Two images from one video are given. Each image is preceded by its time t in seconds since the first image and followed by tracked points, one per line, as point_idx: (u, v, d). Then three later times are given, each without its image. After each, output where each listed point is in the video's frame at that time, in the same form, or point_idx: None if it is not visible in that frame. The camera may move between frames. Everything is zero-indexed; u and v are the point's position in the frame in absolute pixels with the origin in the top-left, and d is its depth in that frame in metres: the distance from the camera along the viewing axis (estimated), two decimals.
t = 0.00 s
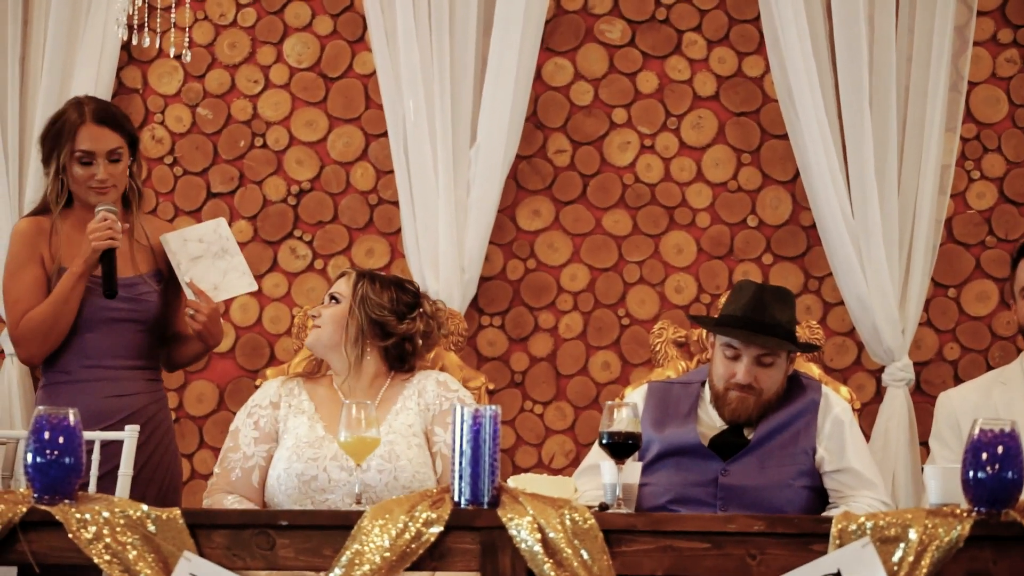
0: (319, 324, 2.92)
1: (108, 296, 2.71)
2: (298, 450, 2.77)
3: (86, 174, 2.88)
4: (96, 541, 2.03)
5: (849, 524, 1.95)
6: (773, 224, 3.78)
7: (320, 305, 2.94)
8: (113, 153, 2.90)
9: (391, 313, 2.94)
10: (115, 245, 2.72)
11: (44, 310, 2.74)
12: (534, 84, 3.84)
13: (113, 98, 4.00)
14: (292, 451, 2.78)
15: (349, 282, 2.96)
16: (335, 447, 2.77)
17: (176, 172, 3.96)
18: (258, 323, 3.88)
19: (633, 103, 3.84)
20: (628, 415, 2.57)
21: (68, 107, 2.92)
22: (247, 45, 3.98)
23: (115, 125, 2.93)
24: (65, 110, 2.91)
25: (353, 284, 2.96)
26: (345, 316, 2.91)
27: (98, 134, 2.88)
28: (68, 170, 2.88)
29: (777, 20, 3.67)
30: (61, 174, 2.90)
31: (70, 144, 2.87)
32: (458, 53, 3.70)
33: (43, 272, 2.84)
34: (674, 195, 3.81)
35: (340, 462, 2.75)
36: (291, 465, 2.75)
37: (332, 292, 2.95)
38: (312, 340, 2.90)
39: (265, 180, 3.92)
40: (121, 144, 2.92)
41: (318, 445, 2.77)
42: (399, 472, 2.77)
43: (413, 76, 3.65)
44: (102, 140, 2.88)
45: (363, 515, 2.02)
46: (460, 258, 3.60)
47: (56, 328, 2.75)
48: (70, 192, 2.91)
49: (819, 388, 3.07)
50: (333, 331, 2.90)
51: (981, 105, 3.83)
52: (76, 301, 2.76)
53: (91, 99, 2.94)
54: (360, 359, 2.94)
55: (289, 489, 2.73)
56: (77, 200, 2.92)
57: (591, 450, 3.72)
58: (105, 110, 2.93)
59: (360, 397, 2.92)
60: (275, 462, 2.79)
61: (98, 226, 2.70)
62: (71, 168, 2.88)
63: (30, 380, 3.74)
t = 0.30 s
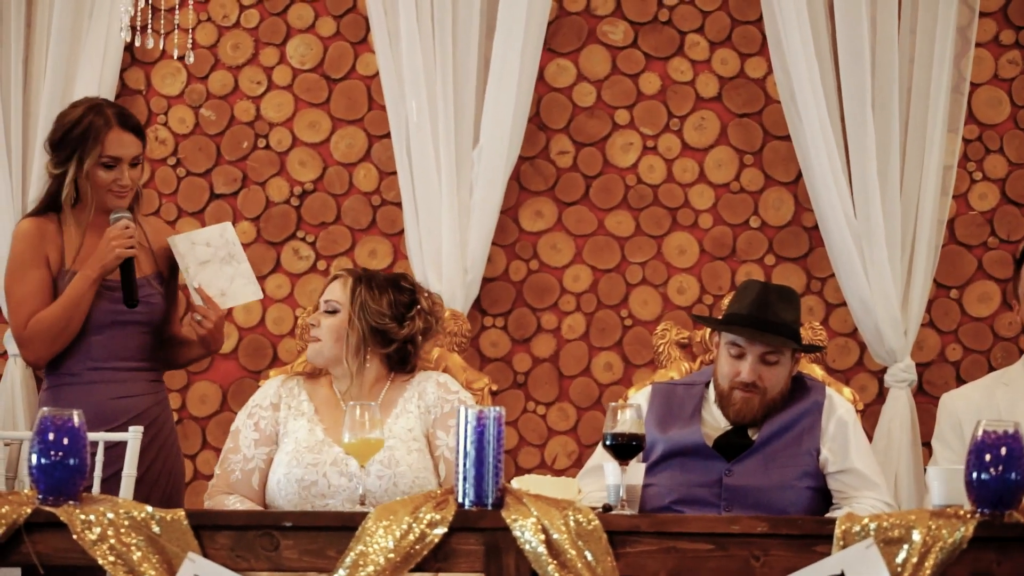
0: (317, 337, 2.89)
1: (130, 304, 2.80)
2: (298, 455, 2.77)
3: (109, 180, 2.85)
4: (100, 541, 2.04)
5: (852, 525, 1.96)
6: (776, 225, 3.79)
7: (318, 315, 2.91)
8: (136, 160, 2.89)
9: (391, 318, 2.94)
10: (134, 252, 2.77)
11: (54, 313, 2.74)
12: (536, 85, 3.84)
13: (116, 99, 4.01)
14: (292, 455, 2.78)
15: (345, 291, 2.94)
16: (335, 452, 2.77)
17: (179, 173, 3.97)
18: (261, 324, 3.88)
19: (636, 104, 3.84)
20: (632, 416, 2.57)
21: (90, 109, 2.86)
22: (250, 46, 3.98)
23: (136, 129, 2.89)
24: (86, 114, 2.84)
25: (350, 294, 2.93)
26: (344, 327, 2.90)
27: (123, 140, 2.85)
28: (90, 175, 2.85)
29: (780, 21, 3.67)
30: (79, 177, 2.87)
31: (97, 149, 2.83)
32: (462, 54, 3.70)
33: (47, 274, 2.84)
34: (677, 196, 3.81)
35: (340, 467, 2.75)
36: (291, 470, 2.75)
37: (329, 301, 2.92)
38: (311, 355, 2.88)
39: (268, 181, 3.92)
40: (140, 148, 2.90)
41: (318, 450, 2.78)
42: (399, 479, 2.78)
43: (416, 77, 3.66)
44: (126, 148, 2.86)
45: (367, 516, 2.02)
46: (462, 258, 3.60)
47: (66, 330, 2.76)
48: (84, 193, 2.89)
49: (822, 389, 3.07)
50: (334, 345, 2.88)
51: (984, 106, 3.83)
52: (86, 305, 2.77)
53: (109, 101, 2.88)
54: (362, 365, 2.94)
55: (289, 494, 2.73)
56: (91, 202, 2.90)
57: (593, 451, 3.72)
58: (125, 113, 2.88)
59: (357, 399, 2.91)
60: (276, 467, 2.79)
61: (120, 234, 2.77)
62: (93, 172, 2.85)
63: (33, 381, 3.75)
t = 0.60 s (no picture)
0: (347, 361, 2.88)
1: (160, 309, 2.93)
2: (305, 460, 2.76)
3: (140, 183, 2.91)
4: (109, 540, 2.04)
5: (859, 523, 1.96)
6: (781, 225, 3.79)
7: (348, 341, 2.88)
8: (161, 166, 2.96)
9: (407, 322, 2.96)
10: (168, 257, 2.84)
11: (85, 312, 2.74)
12: (541, 85, 3.85)
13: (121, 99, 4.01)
14: (300, 459, 2.77)
15: (371, 314, 2.89)
16: (343, 456, 2.77)
17: (184, 173, 3.97)
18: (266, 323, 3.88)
19: (641, 103, 3.85)
20: (638, 414, 2.57)
21: (131, 112, 2.90)
22: (255, 46, 3.99)
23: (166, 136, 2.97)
24: (124, 115, 2.87)
25: (376, 315, 2.90)
26: (376, 348, 2.91)
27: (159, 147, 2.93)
28: (123, 176, 2.88)
29: (784, 21, 3.68)
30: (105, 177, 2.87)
31: (137, 153, 2.87)
32: (467, 54, 3.70)
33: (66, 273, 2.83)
34: (681, 196, 3.82)
35: (347, 471, 2.75)
36: (298, 475, 2.74)
37: (359, 327, 2.88)
38: (343, 381, 2.88)
39: (273, 180, 3.92)
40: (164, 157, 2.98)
41: (325, 454, 2.77)
42: (407, 484, 2.77)
43: (421, 77, 3.66)
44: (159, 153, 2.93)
45: (374, 514, 2.02)
46: (467, 258, 3.61)
47: (95, 329, 2.76)
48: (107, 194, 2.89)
49: (828, 388, 3.08)
50: (366, 369, 2.89)
51: (988, 106, 3.84)
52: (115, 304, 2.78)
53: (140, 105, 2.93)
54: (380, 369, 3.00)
55: (297, 499, 2.73)
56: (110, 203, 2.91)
57: (598, 451, 3.72)
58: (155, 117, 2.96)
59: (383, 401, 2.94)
60: (283, 471, 2.79)
61: (155, 238, 2.82)
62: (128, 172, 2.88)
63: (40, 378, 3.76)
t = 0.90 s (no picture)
0: (344, 359, 2.88)
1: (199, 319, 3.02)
2: (312, 466, 2.76)
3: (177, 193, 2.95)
4: (118, 540, 2.04)
5: (868, 523, 1.96)
6: (787, 225, 3.79)
7: (344, 339, 2.87)
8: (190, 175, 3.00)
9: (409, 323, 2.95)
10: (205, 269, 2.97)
11: (136, 317, 2.79)
12: (547, 85, 3.85)
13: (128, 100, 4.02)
14: (307, 466, 2.77)
15: (369, 313, 2.88)
16: (350, 462, 2.77)
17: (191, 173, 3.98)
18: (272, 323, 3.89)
19: (647, 104, 3.85)
20: (646, 414, 2.58)
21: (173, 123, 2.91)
22: (262, 46, 3.99)
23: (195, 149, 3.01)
24: (169, 124, 2.89)
25: (373, 312, 2.89)
26: (374, 347, 2.90)
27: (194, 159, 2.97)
28: (166, 186, 2.90)
29: (790, 22, 3.69)
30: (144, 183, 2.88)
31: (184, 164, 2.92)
32: (473, 54, 3.70)
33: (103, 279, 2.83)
34: (687, 196, 3.82)
35: (355, 479, 2.75)
36: (305, 481, 2.75)
37: (356, 325, 2.87)
38: (341, 376, 2.88)
39: (279, 180, 3.93)
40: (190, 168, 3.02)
41: (332, 460, 2.77)
42: (414, 491, 2.78)
43: (427, 77, 3.66)
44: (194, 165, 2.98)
45: (383, 514, 2.02)
46: (474, 259, 3.61)
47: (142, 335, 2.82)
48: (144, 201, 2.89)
49: (835, 388, 3.08)
50: (364, 365, 2.89)
51: (994, 106, 3.84)
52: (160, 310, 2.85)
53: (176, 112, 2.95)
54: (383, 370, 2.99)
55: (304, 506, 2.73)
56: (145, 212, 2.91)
57: (605, 451, 3.72)
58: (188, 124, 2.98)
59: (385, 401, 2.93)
60: (290, 476, 2.79)
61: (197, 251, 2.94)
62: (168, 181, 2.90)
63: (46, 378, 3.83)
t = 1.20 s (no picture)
0: (354, 356, 2.86)
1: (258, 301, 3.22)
2: (320, 470, 2.76)
3: (211, 186, 3.08)
4: (127, 541, 2.04)
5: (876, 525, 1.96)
6: (793, 225, 3.80)
7: (353, 336, 2.86)
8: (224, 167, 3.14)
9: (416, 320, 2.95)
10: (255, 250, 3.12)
11: (197, 309, 2.95)
12: (554, 86, 3.86)
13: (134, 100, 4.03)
14: (315, 469, 2.77)
15: (378, 310, 2.88)
16: (359, 466, 2.77)
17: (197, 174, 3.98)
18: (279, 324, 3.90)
19: (654, 104, 3.85)
20: (654, 415, 2.58)
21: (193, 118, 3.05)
22: (268, 47, 3.99)
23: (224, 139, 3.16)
24: (191, 122, 3.04)
25: (381, 309, 2.88)
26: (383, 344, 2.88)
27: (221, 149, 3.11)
28: (198, 181, 3.04)
29: (797, 23, 3.69)
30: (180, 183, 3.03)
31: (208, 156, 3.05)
32: (480, 55, 3.71)
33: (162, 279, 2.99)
34: (694, 197, 3.82)
35: (363, 482, 2.75)
36: (314, 485, 2.74)
37: (364, 322, 2.86)
38: (350, 375, 2.86)
39: (286, 181, 3.92)
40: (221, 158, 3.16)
41: (341, 464, 2.77)
42: (422, 494, 2.78)
43: (434, 78, 3.66)
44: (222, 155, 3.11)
45: (392, 515, 2.02)
46: (480, 260, 3.61)
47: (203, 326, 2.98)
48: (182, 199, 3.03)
49: (842, 389, 3.08)
50: (374, 363, 2.88)
51: (1000, 107, 3.85)
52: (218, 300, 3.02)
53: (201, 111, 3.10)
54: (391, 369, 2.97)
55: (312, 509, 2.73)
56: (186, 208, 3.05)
57: (611, 451, 3.72)
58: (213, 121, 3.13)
59: (394, 399, 2.91)
60: (298, 478, 2.79)
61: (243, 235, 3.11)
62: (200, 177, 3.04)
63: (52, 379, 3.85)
